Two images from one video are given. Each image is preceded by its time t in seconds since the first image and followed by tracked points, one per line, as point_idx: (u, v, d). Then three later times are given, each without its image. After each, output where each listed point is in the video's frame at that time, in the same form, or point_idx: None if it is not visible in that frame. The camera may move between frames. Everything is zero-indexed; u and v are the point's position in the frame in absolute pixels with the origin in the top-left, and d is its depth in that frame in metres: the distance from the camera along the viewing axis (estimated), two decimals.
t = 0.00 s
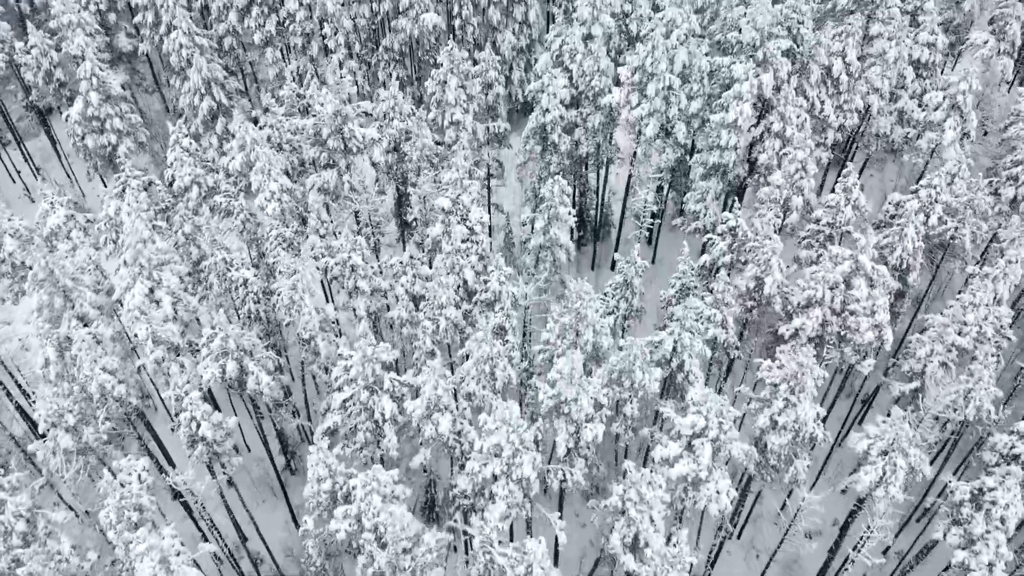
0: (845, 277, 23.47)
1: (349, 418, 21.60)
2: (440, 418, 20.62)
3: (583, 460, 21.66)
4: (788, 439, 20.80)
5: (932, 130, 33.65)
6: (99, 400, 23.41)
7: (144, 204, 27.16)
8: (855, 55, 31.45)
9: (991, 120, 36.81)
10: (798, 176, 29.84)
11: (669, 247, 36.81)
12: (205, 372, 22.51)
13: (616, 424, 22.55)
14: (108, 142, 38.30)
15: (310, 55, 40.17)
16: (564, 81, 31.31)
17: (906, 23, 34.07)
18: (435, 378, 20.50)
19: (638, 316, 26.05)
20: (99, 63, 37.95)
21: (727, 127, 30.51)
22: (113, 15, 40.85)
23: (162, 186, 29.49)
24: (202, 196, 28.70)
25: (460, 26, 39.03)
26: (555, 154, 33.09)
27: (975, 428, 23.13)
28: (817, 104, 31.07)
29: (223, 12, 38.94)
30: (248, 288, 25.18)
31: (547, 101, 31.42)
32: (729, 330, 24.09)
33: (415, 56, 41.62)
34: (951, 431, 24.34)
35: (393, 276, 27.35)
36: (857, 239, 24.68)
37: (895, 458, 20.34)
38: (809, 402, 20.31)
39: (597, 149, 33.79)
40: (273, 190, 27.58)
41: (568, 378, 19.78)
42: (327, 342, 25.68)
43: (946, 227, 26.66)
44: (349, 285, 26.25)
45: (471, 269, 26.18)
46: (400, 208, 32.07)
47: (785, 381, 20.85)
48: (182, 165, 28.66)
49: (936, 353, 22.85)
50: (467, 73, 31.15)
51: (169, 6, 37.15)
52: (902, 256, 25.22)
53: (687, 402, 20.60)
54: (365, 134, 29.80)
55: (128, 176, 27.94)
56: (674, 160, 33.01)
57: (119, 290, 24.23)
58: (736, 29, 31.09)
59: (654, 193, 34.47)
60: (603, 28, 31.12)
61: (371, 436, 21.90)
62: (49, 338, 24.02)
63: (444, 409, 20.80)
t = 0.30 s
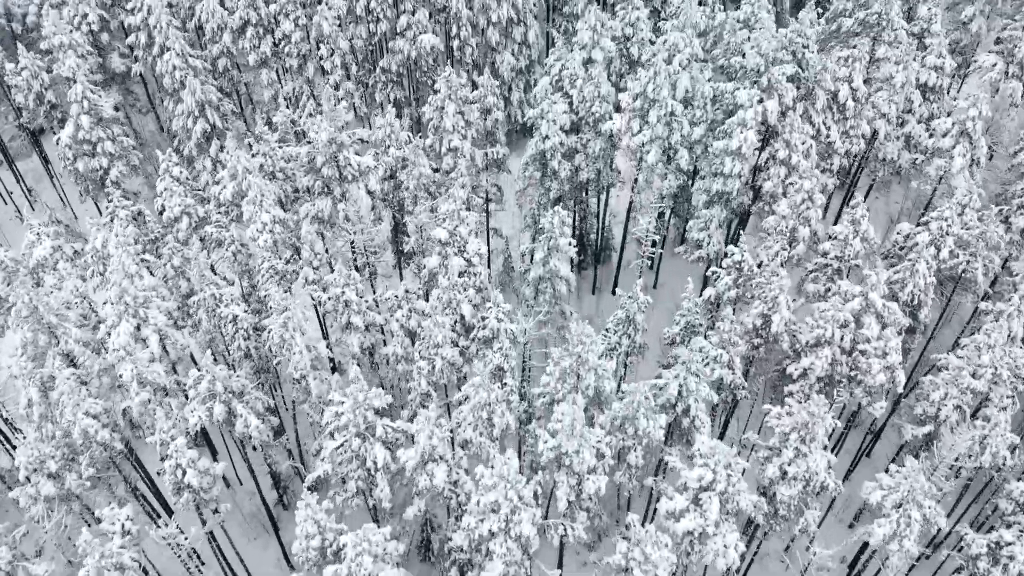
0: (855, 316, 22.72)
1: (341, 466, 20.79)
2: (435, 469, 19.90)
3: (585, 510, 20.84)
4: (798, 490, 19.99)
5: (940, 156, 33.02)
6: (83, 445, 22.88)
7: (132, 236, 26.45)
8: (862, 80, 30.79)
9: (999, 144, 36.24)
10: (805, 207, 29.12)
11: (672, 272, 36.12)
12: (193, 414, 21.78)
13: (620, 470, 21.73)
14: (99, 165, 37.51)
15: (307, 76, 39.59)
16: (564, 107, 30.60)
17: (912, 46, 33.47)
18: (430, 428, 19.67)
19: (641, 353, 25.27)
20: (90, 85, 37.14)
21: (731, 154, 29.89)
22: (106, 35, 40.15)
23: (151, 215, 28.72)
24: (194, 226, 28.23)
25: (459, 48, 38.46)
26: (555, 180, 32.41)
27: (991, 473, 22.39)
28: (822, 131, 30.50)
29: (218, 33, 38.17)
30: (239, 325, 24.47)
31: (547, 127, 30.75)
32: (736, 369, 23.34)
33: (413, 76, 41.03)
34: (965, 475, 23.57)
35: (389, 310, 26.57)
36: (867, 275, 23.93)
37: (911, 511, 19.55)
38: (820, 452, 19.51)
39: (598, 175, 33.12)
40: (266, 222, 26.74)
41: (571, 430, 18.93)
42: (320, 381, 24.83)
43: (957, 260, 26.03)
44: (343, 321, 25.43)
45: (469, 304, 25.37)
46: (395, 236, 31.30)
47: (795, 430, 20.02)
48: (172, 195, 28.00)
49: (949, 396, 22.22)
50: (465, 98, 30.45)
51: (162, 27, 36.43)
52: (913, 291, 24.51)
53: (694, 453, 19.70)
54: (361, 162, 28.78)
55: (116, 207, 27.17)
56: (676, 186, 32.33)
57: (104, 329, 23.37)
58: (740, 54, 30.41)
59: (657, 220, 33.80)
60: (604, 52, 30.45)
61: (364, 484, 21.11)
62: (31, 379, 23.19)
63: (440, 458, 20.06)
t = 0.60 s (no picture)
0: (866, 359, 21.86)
1: (330, 518, 19.83)
2: (429, 524, 19.03)
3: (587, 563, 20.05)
4: (809, 546, 19.07)
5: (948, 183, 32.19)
6: (63, 493, 22.17)
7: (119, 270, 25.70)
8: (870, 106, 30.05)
9: (1008, 168, 35.49)
10: (813, 238, 28.33)
11: (675, 300, 35.41)
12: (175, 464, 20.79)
13: (622, 521, 20.87)
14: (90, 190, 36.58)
15: (302, 98, 38.90)
16: (564, 134, 29.83)
17: (920, 69, 32.78)
18: (423, 483, 18.78)
19: (644, 392, 24.52)
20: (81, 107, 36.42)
21: (735, 182, 29.18)
22: (98, 55, 39.45)
23: (139, 247, 27.98)
24: (182, 258, 26.79)
25: (457, 69, 37.82)
26: (555, 208, 31.65)
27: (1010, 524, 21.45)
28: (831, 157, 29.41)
29: (212, 54, 37.34)
30: (227, 364, 23.64)
31: (546, 154, 29.96)
32: (743, 413, 22.55)
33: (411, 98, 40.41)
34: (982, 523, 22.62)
35: (383, 347, 25.76)
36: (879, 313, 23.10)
37: (927, 569, 18.63)
38: (833, 508, 18.59)
39: (598, 202, 32.34)
40: (257, 254, 25.05)
41: (572, 487, 18.08)
42: (309, 423, 23.90)
43: (970, 295, 25.20)
44: (335, 359, 24.55)
45: (466, 341, 24.53)
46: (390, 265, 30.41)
47: (806, 483, 19.13)
48: (160, 227, 26.66)
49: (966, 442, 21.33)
50: (463, 125, 29.70)
51: (154, 48, 35.70)
52: (925, 330, 23.67)
53: (701, 509, 18.81)
54: (356, 192, 28.06)
55: (103, 239, 26.36)
56: (679, 214, 31.59)
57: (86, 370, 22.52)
58: (744, 79, 29.70)
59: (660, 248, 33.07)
60: (604, 78, 29.72)
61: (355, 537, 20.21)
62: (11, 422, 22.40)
63: (434, 511, 19.17)
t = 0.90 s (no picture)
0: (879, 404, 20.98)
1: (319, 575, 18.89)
2: None
3: None
4: None
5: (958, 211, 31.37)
6: (43, 543, 21.26)
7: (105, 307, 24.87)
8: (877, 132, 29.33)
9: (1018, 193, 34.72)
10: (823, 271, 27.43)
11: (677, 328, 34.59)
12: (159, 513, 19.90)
13: None
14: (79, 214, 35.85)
15: (298, 120, 38.24)
16: (563, 161, 29.07)
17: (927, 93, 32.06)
18: (416, 542, 17.87)
19: (647, 435, 23.60)
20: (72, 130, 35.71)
21: (739, 211, 28.41)
22: (90, 76, 38.79)
23: (127, 279, 27.20)
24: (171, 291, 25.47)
25: (455, 91, 37.14)
26: (555, 236, 30.87)
27: None
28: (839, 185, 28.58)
29: (205, 76, 36.77)
30: (215, 405, 22.78)
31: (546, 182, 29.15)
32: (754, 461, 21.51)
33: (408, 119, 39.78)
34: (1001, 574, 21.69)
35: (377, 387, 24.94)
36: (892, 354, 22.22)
37: None
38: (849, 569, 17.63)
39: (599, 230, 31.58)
40: (246, 289, 24.48)
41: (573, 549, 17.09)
42: (299, 467, 22.98)
43: (983, 332, 24.32)
44: (327, 400, 23.67)
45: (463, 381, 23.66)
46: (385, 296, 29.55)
47: (819, 542, 18.22)
48: (147, 260, 25.16)
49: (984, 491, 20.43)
50: (460, 153, 28.97)
51: (147, 70, 35.04)
52: (939, 370, 22.80)
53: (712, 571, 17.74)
54: (352, 221, 26.37)
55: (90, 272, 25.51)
56: (682, 242, 30.82)
57: (68, 414, 21.60)
58: (748, 105, 28.98)
59: (662, 276, 32.27)
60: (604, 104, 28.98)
61: None
62: None
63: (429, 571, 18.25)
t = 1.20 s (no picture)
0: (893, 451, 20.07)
1: None
2: None
3: None
4: None
5: (968, 239, 30.60)
6: None
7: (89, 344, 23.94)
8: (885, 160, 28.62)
9: None
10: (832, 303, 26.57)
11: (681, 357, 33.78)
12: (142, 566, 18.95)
13: None
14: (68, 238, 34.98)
15: (293, 142, 37.56)
16: (563, 188, 28.25)
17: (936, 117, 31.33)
18: None
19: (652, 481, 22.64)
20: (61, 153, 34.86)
21: (744, 241, 27.58)
22: (81, 97, 38.06)
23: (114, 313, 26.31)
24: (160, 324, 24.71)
25: (453, 113, 36.53)
26: (554, 264, 30.06)
27: None
28: (847, 214, 27.76)
29: (198, 97, 36.02)
30: (201, 449, 21.80)
31: (546, 210, 28.30)
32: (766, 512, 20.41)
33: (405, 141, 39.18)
34: None
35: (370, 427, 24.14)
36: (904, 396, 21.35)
37: None
38: None
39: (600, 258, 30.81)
40: (236, 324, 23.72)
41: None
42: (289, 514, 22.06)
43: (997, 371, 23.47)
44: (317, 442, 22.71)
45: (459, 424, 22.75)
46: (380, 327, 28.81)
47: None
48: (134, 293, 24.32)
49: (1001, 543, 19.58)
50: (457, 180, 28.17)
51: (138, 92, 34.27)
52: (953, 413, 21.92)
53: None
54: (344, 253, 25.94)
55: (74, 307, 24.64)
56: (685, 271, 29.98)
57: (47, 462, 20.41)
58: (753, 132, 28.18)
59: (665, 305, 31.48)
60: (605, 130, 28.20)
61: None
62: None
63: None
